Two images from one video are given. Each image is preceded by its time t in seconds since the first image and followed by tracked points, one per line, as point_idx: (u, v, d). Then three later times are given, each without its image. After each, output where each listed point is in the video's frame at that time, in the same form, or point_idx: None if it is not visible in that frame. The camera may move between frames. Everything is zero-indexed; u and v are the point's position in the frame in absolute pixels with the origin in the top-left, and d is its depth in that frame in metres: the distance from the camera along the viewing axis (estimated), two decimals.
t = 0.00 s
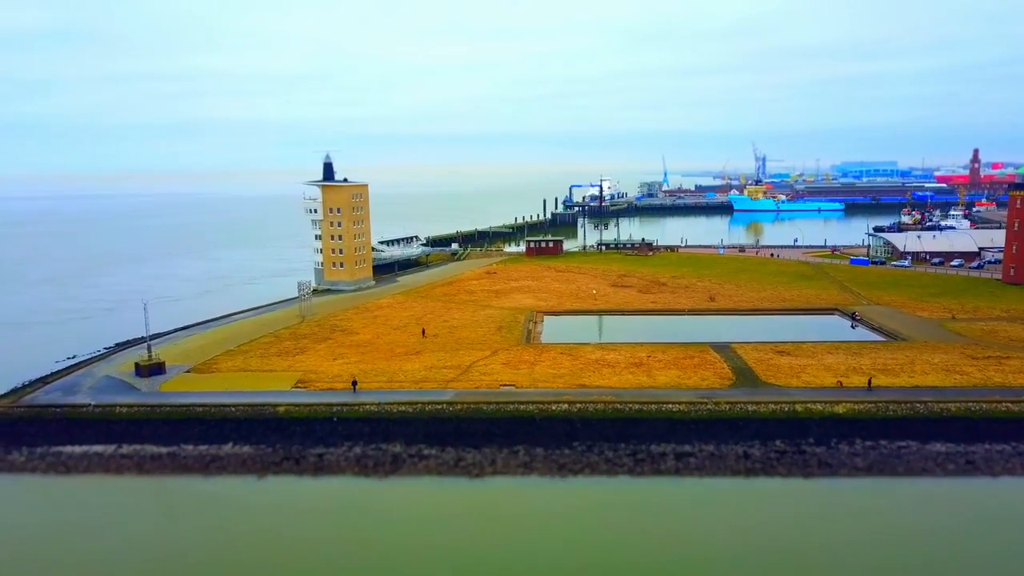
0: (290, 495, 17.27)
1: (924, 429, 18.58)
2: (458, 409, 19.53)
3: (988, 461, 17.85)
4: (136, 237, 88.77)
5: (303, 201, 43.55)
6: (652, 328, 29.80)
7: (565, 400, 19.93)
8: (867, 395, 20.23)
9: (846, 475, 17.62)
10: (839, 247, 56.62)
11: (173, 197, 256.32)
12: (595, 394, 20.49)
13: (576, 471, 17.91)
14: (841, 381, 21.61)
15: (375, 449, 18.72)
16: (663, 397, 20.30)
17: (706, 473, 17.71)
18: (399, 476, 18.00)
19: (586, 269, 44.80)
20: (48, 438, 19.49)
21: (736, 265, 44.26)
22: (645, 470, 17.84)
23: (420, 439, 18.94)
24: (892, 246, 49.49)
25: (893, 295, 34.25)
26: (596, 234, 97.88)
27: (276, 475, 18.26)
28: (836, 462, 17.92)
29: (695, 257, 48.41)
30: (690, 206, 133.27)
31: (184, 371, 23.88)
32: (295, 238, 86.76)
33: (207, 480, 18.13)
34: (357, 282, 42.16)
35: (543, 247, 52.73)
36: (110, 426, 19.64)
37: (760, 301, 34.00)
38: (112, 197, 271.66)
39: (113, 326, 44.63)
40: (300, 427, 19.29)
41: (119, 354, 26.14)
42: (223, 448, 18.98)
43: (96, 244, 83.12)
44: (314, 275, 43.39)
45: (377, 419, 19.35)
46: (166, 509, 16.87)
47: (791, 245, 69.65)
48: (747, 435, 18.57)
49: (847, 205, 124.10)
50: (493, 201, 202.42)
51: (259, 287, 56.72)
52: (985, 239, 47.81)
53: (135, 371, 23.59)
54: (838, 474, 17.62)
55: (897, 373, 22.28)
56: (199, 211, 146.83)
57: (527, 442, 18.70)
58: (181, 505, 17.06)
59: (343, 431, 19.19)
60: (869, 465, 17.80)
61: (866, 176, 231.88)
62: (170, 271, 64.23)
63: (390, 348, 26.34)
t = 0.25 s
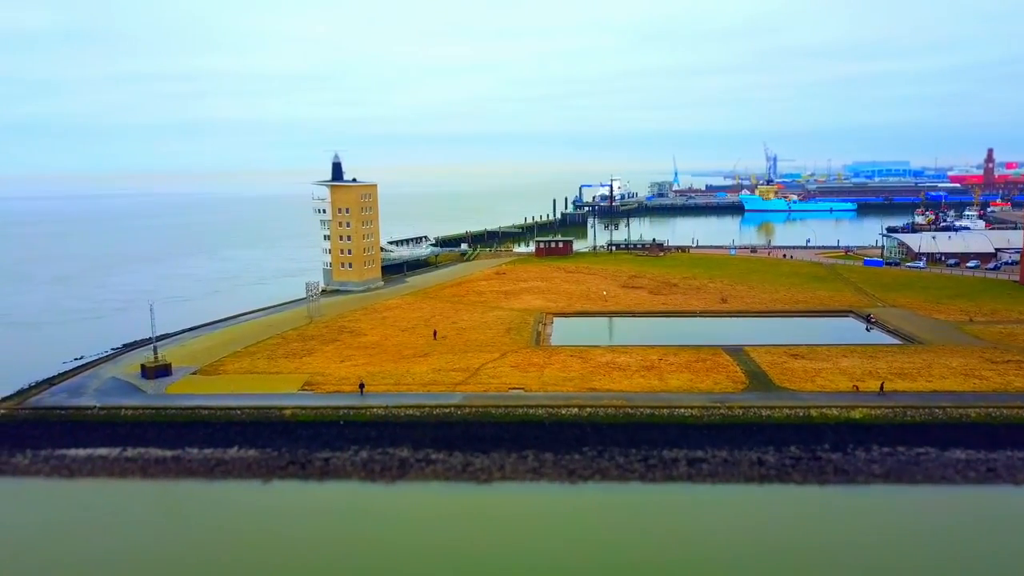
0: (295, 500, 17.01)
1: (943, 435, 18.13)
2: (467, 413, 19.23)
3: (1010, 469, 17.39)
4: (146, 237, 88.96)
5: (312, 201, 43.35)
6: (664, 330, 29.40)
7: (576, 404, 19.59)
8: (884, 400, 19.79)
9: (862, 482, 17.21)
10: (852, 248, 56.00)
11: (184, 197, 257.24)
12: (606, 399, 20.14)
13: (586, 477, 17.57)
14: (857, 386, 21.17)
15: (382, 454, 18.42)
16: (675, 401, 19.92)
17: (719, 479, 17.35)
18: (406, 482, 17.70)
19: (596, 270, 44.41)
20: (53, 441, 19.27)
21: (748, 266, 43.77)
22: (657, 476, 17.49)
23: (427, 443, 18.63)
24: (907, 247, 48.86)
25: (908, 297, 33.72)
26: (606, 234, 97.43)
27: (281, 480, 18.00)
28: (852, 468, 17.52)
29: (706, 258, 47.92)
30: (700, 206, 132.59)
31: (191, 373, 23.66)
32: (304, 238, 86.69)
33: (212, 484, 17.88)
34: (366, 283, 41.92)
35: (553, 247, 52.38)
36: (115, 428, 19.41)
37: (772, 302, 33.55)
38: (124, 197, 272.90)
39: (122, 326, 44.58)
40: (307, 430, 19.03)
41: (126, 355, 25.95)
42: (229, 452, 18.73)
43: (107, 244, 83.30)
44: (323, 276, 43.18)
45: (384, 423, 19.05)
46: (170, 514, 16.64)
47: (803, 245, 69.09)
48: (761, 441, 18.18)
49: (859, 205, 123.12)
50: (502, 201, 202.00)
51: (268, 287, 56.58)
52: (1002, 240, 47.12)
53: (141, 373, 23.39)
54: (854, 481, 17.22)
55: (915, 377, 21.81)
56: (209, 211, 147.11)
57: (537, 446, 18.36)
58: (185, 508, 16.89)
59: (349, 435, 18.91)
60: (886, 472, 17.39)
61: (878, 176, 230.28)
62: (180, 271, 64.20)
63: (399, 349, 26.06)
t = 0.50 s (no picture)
0: (300, 505, 16.75)
1: (964, 442, 17.66)
2: (475, 417, 18.92)
3: None
4: (157, 237, 89.13)
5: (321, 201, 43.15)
6: (676, 332, 29.00)
7: (586, 409, 19.24)
8: (902, 405, 19.36)
9: (880, 490, 16.77)
10: (866, 249, 55.32)
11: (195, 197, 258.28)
12: (617, 403, 19.77)
13: (597, 484, 17.20)
14: (873, 390, 20.74)
15: (389, 459, 18.12)
16: (687, 406, 19.54)
17: (733, 486, 16.96)
18: (413, 487, 17.37)
19: (607, 270, 44.03)
20: (58, 443, 19.06)
21: (760, 267, 43.27)
22: (669, 483, 17.11)
23: (435, 448, 18.31)
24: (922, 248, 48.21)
25: (924, 299, 33.18)
26: (617, 234, 97.03)
27: (287, 484, 17.72)
28: (870, 476, 17.07)
29: (719, 258, 47.42)
30: (711, 206, 131.85)
31: (197, 375, 23.45)
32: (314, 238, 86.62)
33: (217, 488, 17.63)
34: (375, 283, 41.67)
35: (563, 248, 52.00)
36: (121, 430, 19.20)
37: (786, 304, 33.09)
38: (136, 197, 274.34)
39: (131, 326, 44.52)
40: (314, 434, 18.78)
41: (132, 356, 25.77)
42: (234, 455, 18.48)
43: (118, 243, 83.53)
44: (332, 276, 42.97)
45: (391, 427, 18.78)
46: (174, 519, 16.42)
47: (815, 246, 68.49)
48: (775, 447, 17.78)
49: (872, 205, 122.04)
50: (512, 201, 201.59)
51: (277, 287, 56.46)
52: (1019, 241, 46.39)
53: (148, 374, 23.21)
54: (872, 489, 16.78)
55: (933, 381, 21.35)
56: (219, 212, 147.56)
57: (547, 452, 18.00)
58: (188, 513, 16.66)
59: (356, 438, 18.64)
60: (904, 480, 16.94)
61: (891, 176, 228.45)
62: (189, 271, 64.21)
63: (407, 351, 25.78)
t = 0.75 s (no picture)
0: (306, 510, 16.48)
1: (985, 449, 17.21)
2: (484, 421, 18.62)
3: None
4: (167, 237, 89.26)
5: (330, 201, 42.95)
6: (687, 334, 28.61)
7: (597, 413, 18.90)
8: (920, 410, 18.92)
9: (899, 498, 16.34)
10: (880, 249, 54.65)
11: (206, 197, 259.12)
12: (628, 407, 19.42)
13: (608, 490, 16.83)
14: (890, 394, 20.32)
15: (396, 463, 17.81)
16: (700, 410, 19.17)
17: (747, 493, 16.57)
18: (420, 492, 17.06)
19: (617, 271, 43.64)
20: (62, 446, 18.86)
21: (773, 268, 42.77)
22: (682, 490, 16.73)
23: (443, 452, 18.00)
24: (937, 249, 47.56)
25: (940, 300, 32.65)
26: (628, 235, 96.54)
27: (293, 489, 17.43)
28: (889, 483, 16.65)
29: (731, 259, 46.96)
30: (722, 206, 131.04)
31: (204, 376, 23.24)
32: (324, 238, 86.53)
33: (222, 493, 17.36)
34: (384, 284, 41.43)
35: (573, 248, 51.63)
36: (125, 434, 18.99)
37: (799, 306, 32.63)
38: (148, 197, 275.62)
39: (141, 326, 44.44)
40: (320, 437, 18.52)
41: (139, 357, 25.58)
42: (239, 459, 18.22)
43: (129, 243, 83.69)
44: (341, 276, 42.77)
45: (399, 431, 18.50)
46: (178, 523, 16.18)
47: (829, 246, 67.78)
48: (791, 453, 17.39)
49: (886, 205, 120.94)
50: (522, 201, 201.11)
51: (287, 287, 56.33)
52: None
53: (154, 376, 23.01)
54: (891, 497, 16.34)
55: (951, 385, 20.90)
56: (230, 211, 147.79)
57: (557, 457, 17.67)
58: (192, 517, 16.42)
59: (363, 442, 18.36)
60: (924, 488, 16.51)
61: (904, 176, 226.61)
62: (199, 271, 64.21)
63: (415, 353, 25.49)
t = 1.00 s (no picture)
0: (311, 516, 16.21)
1: (1008, 456, 16.75)
2: (493, 425, 18.32)
3: None
4: (178, 237, 89.39)
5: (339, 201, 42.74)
6: (700, 336, 28.20)
7: (608, 418, 18.55)
8: (940, 415, 18.47)
9: (919, 507, 15.92)
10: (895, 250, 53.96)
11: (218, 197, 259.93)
12: (640, 411, 19.06)
13: (619, 497, 16.47)
14: (908, 399, 19.86)
15: (404, 468, 17.53)
16: (713, 415, 18.79)
17: (762, 501, 16.18)
18: (428, 498, 16.75)
19: (628, 271, 43.22)
20: (67, 450, 18.67)
21: (787, 268, 42.26)
22: (695, 497, 16.35)
23: (451, 457, 17.71)
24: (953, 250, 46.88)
25: (958, 302, 32.11)
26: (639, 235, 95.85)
27: (299, 494, 17.16)
28: (908, 492, 16.23)
29: (743, 260, 46.48)
30: (734, 206, 130.17)
31: (211, 378, 23.02)
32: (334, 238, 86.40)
33: (227, 498, 17.10)
34: (393, 284, 41.18)
35: (584, 248, 51.23)
36: (131, 437, 18.80)
37: (814, 308, 32.14)
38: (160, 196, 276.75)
39: (150, 325, 44.36)
40: (327, 441, 18.26)
41: (146, 358, 25.42)
42: (245, 463, 17.98)
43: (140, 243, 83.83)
44: (350, 277, 42.54)
45: (406, 435, 18.22)
46: (182, 528, 15.95)
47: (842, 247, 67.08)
48: (807, 459, 17.00)
49: (900, 205, 119.80)
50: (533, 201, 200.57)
51: (296, 288, 56.16)
52: None
53: (160, 378, 22.82)
54: (910, 506, 15.92)
55: (971, 390, 20.43)
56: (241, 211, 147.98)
57: (567, 463, 17.34)
58: (197, 522, 16.16)
59: (370, 446, 18.09)
60: (944, 497, 16.08)
61: (917, 176, 224.71)
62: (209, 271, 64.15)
63: (424, 355, 25.19)
